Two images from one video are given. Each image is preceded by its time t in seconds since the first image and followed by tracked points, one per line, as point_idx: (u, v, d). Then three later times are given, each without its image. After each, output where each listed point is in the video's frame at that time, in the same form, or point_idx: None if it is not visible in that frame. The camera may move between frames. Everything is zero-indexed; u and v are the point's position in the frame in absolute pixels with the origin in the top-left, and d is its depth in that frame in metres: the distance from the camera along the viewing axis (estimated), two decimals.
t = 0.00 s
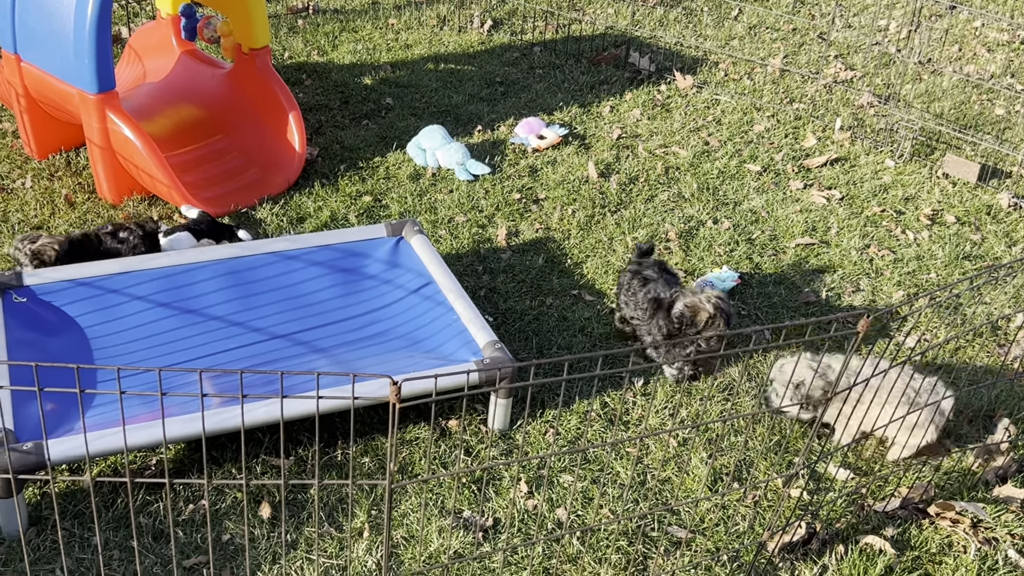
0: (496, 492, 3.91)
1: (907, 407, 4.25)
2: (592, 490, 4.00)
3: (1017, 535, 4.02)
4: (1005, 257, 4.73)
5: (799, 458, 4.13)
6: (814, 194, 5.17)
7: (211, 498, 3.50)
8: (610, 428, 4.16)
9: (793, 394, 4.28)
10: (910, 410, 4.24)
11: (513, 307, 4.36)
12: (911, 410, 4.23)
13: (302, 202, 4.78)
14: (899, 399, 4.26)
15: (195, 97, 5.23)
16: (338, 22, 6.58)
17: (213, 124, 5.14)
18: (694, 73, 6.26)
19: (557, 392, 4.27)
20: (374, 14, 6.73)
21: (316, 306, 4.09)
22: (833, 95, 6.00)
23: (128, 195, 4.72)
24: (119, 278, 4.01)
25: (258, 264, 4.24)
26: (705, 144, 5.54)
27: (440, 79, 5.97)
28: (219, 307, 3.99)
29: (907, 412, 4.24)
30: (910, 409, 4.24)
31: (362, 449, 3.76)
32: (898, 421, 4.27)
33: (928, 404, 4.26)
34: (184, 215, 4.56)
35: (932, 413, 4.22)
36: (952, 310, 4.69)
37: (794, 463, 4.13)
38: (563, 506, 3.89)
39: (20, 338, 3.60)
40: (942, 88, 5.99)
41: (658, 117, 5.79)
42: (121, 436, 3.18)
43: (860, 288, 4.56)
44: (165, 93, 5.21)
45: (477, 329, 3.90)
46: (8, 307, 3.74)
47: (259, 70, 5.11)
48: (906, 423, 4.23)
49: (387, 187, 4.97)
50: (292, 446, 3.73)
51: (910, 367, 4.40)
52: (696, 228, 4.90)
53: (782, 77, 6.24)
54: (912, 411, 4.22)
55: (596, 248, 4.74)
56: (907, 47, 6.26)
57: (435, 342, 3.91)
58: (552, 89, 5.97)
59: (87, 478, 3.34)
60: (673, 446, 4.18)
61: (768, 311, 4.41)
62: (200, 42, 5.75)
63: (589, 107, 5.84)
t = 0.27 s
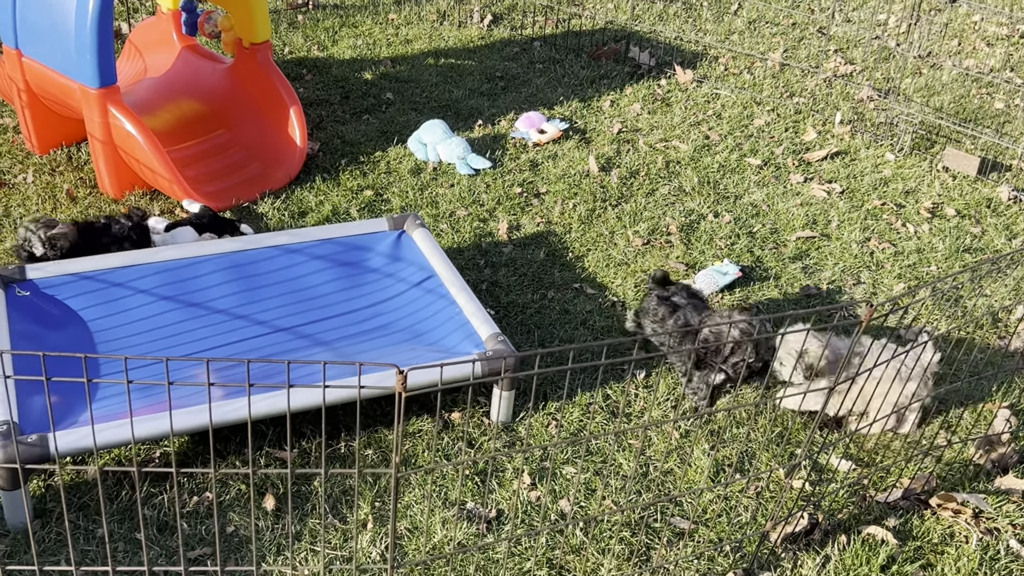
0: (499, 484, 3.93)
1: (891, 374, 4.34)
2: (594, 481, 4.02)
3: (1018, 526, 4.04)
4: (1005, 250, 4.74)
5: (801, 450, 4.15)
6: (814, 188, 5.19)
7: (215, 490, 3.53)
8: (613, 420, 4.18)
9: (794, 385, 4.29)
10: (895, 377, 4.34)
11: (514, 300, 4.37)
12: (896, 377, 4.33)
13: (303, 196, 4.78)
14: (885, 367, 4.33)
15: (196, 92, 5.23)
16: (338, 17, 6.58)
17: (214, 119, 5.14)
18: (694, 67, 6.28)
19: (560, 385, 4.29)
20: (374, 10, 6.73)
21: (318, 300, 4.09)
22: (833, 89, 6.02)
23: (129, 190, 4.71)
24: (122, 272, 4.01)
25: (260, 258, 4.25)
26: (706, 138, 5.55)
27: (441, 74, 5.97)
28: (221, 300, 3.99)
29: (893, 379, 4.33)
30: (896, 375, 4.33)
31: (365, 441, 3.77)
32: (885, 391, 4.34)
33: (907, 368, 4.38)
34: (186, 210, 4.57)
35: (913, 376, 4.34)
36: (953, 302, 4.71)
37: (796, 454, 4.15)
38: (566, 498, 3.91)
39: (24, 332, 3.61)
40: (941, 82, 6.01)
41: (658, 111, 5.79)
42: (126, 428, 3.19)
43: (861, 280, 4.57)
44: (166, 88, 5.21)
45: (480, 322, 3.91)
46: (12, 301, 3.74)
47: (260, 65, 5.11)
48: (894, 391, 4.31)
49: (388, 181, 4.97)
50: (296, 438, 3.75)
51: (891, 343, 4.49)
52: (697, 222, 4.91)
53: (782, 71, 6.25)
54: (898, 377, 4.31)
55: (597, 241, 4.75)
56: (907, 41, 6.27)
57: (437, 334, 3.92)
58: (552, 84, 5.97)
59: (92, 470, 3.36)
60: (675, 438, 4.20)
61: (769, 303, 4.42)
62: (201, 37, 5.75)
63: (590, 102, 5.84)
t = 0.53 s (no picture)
0: (503, 481, 3.94)
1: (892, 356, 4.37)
2: (598, 478, 4.03)
3: (1021, 519, 4.06)
4: (1004, 245, 4.76)
5: (803, 445, 4.16)
6: (814, 184, 5.20)
7: (221, 488, 3.53)
8: (616, 417, 4.19)
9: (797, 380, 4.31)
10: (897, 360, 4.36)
11: (517, 298, 4.37)
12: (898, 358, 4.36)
13: (304, 195, 4.78)
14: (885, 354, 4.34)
15: (196, 92, 5.21)
16: (336, 16, 6.57)
17: (214, 118, 5.13)
18: (693, 64, 6.29)
19: (563, 381, 4.30)
20: (371, 8, 6.73)
21: (321, 298, 4.09)
22: (831, 86, 6.03)
23: (130, 189, 4.68)
24: (125, 271, 4.00)
25: (262, 257, 4.24)
26: (705, 136, 5.56)
27: (439, 72, 5.97)
28: (224, 299, 3.98)
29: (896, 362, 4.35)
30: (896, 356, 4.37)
31: (369, 439, 3.78)
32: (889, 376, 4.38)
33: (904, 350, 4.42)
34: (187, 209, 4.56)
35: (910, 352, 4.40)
36: (953, 297, 4.73)
37: (799, 450, 4.16)
38: (570, 495, 3.92)
39: (27, 332, 3.59)
40: (939, 79, 6.03)
41: (657, 108, 5.80)
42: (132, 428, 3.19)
43: (861, 276, 4.59)
44: (165, 88, 5.19)
45: (483, 319, 3.91)
46: (15, 301, 3.73)
47: (260, 64, 5.10)
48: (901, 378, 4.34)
49: (389, 180, 4.97)
50: (300, 437, 3.75)
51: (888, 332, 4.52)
52: (698, 219, 4.92)
53: (780, 68, 6.26)
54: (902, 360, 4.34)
55: (599, 239, 4.76)
56: (904, 38, 6.29)
57: (441, 332, 3.92)
58: (551, 82, 5.97)
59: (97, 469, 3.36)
60: (678, 434, 4.21)
61: (771, 299, 4.44)
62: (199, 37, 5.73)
63: (589, 100, 5.85)
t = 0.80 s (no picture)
0: (499, 480, 3.95)
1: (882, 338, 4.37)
2: (593, 476, 4.04)
3: (1014, 513, 4.09)
4: (996, 241, 4.79)
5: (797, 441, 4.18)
6: (806, 181, 5.22)
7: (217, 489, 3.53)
8: (611, 414, 4.20)
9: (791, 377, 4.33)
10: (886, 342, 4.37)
11: (511, 297, 4.38)
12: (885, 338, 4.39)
13: (297, 195, 4.78)
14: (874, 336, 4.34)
15: (188, 93, 5.20)
16: (327, 16, 6.57)
17: (206, 119, 5.12)
18: (685, 62, 6.30)
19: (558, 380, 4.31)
20: (363, 8, 6.72)
21: (316, 298, 4.09)
22: (823, 83, 6.05)
23: (123, 191, 4.66)
24: (119, 273, 4.00)
25: (257, 257, 4.24)
26: (698, 133, 5.57)
27: (432, 71, 5.97)
28: (219, 300, 3.98)
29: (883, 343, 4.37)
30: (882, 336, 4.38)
31: (365, 439, 3.79)
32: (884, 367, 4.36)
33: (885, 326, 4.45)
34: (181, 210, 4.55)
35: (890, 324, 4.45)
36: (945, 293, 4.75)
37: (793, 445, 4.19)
38: (566, 492, 3.94)
39: (22, 334, 3.59)
40: (930, 75, 6.05)
41: (650, 107, 5.81)
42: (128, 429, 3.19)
43: (854, 273, 4.61)
44: (158, 89, 5.18)
45: (479, 319, 3.92)
46: (9, 303, 3.72)
47: (252, 65, 5.09)
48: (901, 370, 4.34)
49: (382, 179, 4.97)
50: (296, 437, 3.75)
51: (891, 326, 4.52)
52: (691, 216, 4.94)
53: (772, 65, 6.28)
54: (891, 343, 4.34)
55: (593, 237, 4.77)
56: (895, 34, 6.31)
57: (436, 332, 3.92)
58: (544, 81, 5.98)
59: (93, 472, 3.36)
60: (673, 431, 4.23)
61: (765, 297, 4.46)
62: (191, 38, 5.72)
63: (582, 98, 5.85)
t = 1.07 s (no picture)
0: (479, 477, 3.98)
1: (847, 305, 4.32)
2: (573, 472, 4.07)
3: (990, 505, 4.13)
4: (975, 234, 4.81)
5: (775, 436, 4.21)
6: (786, 176, 5.24)
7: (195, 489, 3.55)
8: (591, 410, 4.22)
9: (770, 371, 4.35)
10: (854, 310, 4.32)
11: (492, 294, 4.40)
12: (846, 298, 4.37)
13: (277, 194, 4.79)
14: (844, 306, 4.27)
15: (168, 93, 5.21)
16: (309, 15, 6.57)
17: (186, 119, 5.13)
18: (666, 59, 6.32)
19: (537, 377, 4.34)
20: (345, 6, 6.73)
21: (295, 297, 4.10)
22: (804, 79, 6.07)
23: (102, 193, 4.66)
24: (98, 273, 4.01)
25: (236, 257, 4.25)
26: (679, 130, 5.59)
27: (414, 69, 5.98)
28: (198, 300, 3.99)
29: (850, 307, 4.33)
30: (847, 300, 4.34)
31: (344, 438, 3.81)
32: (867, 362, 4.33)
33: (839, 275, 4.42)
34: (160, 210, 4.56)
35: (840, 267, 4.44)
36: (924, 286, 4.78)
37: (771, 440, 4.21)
38: (546, 488, 3.95)
39: None
40: (910, 70, 6.08)
41: (631, 103, 5.83)
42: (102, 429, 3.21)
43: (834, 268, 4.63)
44: (137, 90, 5.18)
45: (458, 316, 3.94)
46: None
47: (232, 64, 5.10)
48: (887, 355, 4.34)
49: (363, 178, 4.98)
50: (275, 436, 3.77)
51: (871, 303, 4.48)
52: (672, 213, 4.96)
53: (753, 61, 6.30)
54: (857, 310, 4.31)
55: (574, 234, 4.79)
56: (876, 29, 6.34)
57: (415, 329, 3.94)
58: (525, 78, 5.99)
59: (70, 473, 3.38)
60: (652, 427, 4.25)
61: (745, 292, 4.48)
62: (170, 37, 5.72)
63: (563, 95, 5.86)
